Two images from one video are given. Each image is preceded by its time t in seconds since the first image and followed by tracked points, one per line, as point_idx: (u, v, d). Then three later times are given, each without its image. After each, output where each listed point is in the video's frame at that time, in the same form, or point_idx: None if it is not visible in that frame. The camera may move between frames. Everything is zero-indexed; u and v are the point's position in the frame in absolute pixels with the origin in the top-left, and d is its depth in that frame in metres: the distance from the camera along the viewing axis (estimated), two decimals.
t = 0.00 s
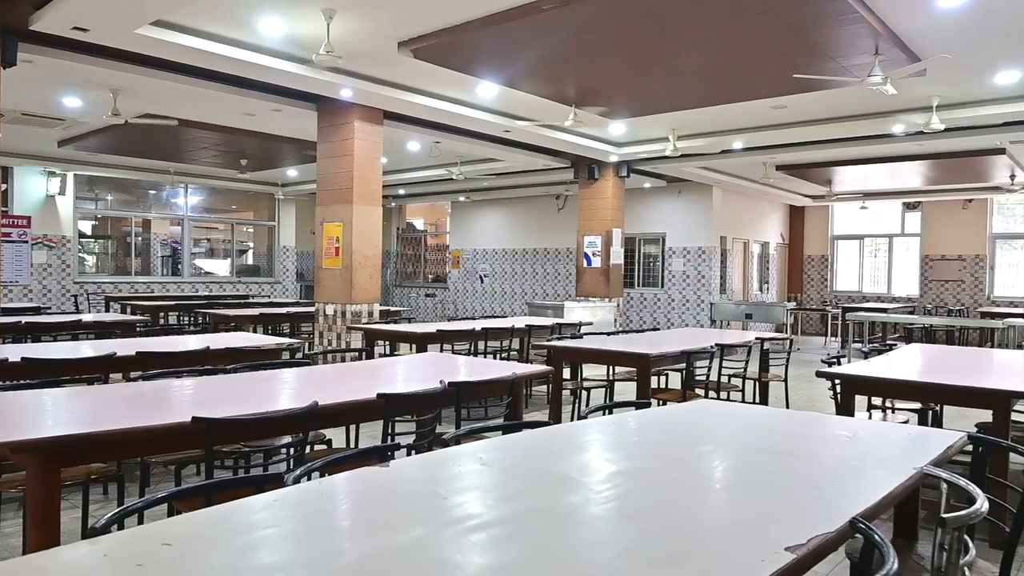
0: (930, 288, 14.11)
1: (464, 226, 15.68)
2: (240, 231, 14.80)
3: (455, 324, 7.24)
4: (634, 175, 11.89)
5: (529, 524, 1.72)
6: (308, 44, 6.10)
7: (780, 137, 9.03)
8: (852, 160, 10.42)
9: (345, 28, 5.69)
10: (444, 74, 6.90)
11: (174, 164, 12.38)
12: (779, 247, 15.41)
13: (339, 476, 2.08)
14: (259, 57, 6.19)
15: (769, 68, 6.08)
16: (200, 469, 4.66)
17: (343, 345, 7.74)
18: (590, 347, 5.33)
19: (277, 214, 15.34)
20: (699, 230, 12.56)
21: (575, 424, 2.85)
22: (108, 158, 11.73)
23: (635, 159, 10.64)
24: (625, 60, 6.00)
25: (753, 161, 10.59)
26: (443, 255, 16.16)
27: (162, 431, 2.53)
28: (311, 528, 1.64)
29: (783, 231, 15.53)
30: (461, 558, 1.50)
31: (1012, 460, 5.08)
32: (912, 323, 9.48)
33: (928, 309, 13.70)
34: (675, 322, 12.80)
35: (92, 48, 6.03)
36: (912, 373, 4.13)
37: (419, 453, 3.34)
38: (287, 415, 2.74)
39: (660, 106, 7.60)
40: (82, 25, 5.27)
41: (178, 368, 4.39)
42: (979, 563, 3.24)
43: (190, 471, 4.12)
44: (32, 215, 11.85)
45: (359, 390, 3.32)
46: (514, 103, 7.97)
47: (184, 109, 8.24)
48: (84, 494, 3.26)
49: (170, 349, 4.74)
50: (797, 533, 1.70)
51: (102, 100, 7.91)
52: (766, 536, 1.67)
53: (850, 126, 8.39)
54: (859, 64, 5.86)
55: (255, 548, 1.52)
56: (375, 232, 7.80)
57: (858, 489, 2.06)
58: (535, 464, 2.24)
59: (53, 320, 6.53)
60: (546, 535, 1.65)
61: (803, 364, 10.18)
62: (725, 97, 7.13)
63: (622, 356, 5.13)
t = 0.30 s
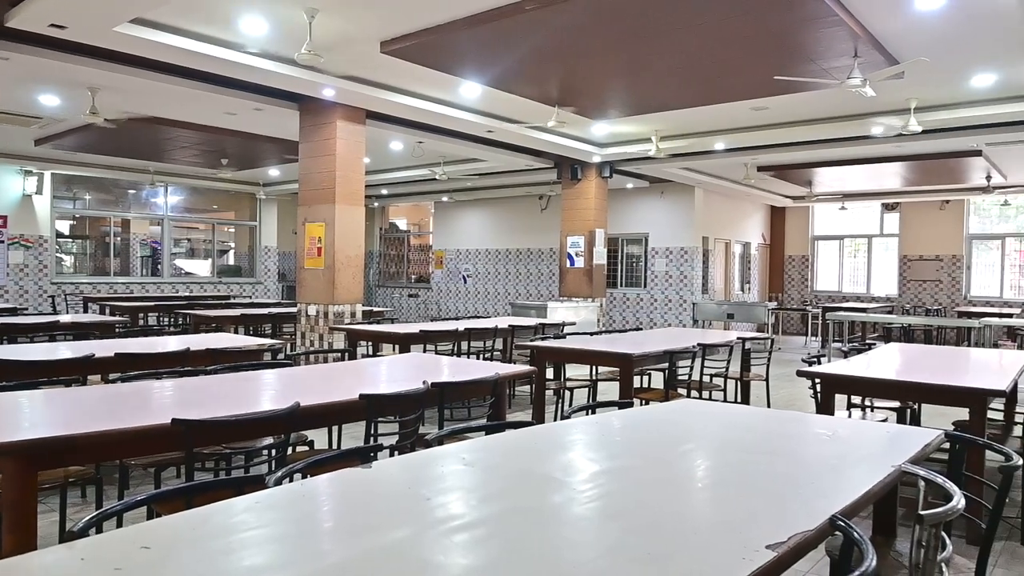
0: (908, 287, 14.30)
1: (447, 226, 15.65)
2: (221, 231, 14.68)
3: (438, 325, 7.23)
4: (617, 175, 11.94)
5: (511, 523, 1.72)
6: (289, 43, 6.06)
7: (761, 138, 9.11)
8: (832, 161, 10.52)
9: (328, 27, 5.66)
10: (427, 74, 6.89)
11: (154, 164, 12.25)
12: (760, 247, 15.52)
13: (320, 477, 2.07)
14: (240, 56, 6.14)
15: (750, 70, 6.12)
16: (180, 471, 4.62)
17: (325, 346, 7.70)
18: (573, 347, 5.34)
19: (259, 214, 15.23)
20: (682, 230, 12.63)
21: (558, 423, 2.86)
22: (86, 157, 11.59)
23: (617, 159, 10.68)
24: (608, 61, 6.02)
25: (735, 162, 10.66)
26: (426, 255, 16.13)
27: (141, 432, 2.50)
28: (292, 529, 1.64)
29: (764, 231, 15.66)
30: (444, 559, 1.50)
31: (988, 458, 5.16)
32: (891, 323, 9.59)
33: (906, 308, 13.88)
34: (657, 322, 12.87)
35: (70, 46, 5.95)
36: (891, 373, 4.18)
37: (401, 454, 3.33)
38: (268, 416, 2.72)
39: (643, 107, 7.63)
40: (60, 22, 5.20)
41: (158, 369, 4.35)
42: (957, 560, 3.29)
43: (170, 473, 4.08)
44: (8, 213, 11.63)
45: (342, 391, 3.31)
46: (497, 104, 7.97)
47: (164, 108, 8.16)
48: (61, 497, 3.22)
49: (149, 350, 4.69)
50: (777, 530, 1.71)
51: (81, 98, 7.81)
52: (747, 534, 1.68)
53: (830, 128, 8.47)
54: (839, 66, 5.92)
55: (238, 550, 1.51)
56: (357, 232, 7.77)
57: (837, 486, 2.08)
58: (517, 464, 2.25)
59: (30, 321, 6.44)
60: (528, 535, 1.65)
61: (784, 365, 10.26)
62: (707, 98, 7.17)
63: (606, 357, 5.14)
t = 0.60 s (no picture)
0: (888, 287, 14.46)
1: (430, 226, 15.61)
2: (202, 231, 14.54)
3: (422, 325, 7.21)
4: (601, 176, 11.97)
5: (495, 524, 1.72)
6: (272, 42, 6.02)
7: (743, 139, 9.17)
8: (813, 162, 10.62)
9: (311, 26, 5.63)
10: (410, 74, 6.87)
11: (134, 163, 12.12)
12: (742, 248, 15.61)
13: (302, 478, 2.05)
14: (221, 54, 6.09)
15: (733, 71, 6.17)
16: (161, 473, 4.58)
17: (308, 347, 7.66)
18: (557, 347, 5.35)
19: (240, 214, 15.12)
20: (665, 230, 12.69)
21: (542, 423, 2.86)
22: (65, 156, 11.43)
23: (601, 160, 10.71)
24: (591, 61, 6.04)
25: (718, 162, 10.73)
26: (410, 256, 16.08)
27: (121, 435, 2.48)
28: (274, 531, 1.62)
29: (746, 231, 15.75)
30: (427, 559, 1.49)
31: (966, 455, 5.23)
32: (871, 323, 9.70)
33: (885, 308, 14.04)
34: (641, 322, 12.92)
35: (48, 43, 5.87)
36: (871, 372, 4.22)
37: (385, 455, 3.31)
38: (251, 417, 2.70)
39: (626, 107, 7.66)
40: (38, 19, 5.13)
41: (138, 370, 4.30)
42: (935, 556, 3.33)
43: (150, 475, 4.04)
44: None
45: (325, 392, 3.29)
46: (481, 104, 7.96)
47: (143, 106, 8.07)
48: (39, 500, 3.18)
49: (129, 351, 4.64)
50: (759, 529, 1.72)
51: (59, 96, 7.71)
52: (729, 532, 1.70)
53: (811, 129, 8.55)
54: (820, 68, 5.97)
55: (219, 552, 1.50)
56: (340, 232, 7.73)
57: (818, 485, 2.10)
58: (501, 464, 2.24)
59: (7, 322, 6.35)
60: (512, 535, 1.65)
61: (767, 364, 10.33)
62: (690, 99, 7.21)
63: (589, 357, 5.15)
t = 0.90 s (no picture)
0: (869, 287, 14.61)
1: (415, 226, 15.58)
2: (184, 231, 14.41)
3: (406, 325, 7.19)
4: (585, 176, 11.99)
5: (480, 524, 1.72)
6: (254, 40, 5.98)
7: (727, 139, 9.23)
8: (795, 163, 10.70)
9: (294, 25, 5.60)
10: (394, 73, 6.85)
11: (115, 162, 11.99)
12: (726, 248, 15.69)
13: (286, 480, 2.04)
14: (203, 52, 6.04)
15: (716, 73, 6.21)
16: (142, 475, 4.54)
17: (291, 347, 7.61)
18: (542, 347, 5.35)
19: (223, 213, 15.01)
20: (649, 231, 12.74)
21: (527, 423, 2.85)
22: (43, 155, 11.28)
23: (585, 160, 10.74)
24: (576, 62, 6.05)
25: (701, 163, 10.79)
26: (394, 255, 16.04)
27: (103, 437, 2.45)
28: (258, 533, 1.61)
29: (729, 232, 15.83)
30: (413, 561, 1.49)
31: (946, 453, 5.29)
32: (852, 322, 9.80)
33: (867, 308, 14.18)
34: (625, 322, 12.96)
35: (26, 41, 5.79)
36: (852, 371, 4.26)
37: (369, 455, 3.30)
38: (234, 419, 2.68)
39: (610, 108, 7.68)
40: (16, 16, 5.06)
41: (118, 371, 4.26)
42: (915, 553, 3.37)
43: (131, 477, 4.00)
44: None
45: (309, 393, 3.28)
46: (466, 104, 7.95)
47: (124, 104, 7.98)
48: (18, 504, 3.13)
49: (110, 352, 4.59)
50: (743, 528, 1.73)
51: (38, 94, 7.61)
52: (713, 531, 1.71)
53: (794, 130, 8.62)
54: (802, 70, 6.02)
55: (201, 555, 1.48)
56: (324, 232, 7.69)
57: (801, 483, 2.12)
58: (485, 465, 2.24)
59: None
60: (497, 536, 1.65)
61: (751, 364, 10.39)
62: (674, 100, 7.24)
63: (573, 356, 5.16)
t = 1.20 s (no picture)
0: (850, 287, 14.76)
1: (399, 226, 15.53)
2: (165, 231, 14.27)
3: (390, 325, 7.17)
4: (569, 176, 12.02)
5: (463, 525, 1.72)
6: (236, 39, 5.94)
7: (709, 140, 9.28)
8: (777, 164, 10.79)
9: (276, 24, 5.57)
10: (378, 73, 6.83)
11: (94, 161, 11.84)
12: (708, 249, 15.76)
13: (268, 481, 2.03)
14: (184, 51, 5.99)
15: (699, 74, 6.25)
16: (122, 478, 4.49)
17: (274, 348, 7.56)
18: (525, 347, 5.36)
19: (205, 213, 14.88)
20: (633, 231, 12.79)
21: (511, 423, 2.85)
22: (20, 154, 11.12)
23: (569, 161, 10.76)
24: (560, 63, 6.07)
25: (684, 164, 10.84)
26: (378, 256, 15.98)
27: (82, 439, 2.42)
28: (240, 535, 1.60)
29: (712, 232, 15.91)
30: (396, 561, 1.49)
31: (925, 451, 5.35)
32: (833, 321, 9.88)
33: (848, 308, 14.31)
34: (609, 322, 13.00)
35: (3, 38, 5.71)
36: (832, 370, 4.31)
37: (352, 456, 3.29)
38: (215, 420, 2.66)
39: (593, 109, 7.71)
40: None
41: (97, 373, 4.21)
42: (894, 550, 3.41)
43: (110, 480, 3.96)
44: None
45: (293, 394, 3.26)
46: (449, 104, 7.94)
47: (103, 103, 7.90)
48: None
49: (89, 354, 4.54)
50: (724, 526, 1.75)
51: (15, 92, 7.50)
52: (695, 530, 1.72)
53: (776, 132, 8.68)
54: (784, 71, 6.06)
55: (182, 557, 1.47)
56: (307, 232, 7.65)
57: (782, 481, 2.14)
58: (469, 465, 2.24)
59: None
60: (481, 536, 1.65)
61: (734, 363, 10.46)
62: (656, 101, 7.28)
63: (557, 356, 5.17)
